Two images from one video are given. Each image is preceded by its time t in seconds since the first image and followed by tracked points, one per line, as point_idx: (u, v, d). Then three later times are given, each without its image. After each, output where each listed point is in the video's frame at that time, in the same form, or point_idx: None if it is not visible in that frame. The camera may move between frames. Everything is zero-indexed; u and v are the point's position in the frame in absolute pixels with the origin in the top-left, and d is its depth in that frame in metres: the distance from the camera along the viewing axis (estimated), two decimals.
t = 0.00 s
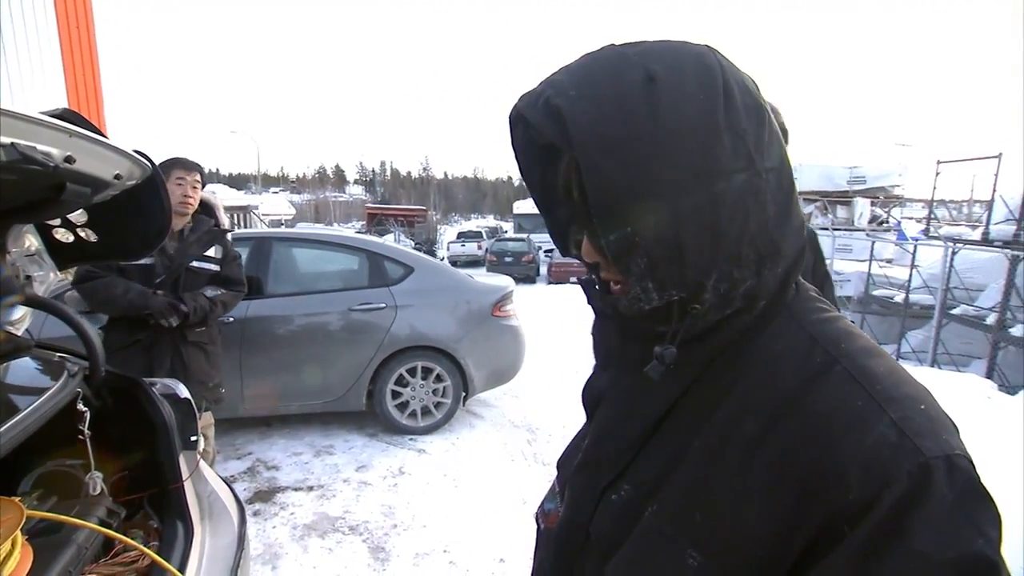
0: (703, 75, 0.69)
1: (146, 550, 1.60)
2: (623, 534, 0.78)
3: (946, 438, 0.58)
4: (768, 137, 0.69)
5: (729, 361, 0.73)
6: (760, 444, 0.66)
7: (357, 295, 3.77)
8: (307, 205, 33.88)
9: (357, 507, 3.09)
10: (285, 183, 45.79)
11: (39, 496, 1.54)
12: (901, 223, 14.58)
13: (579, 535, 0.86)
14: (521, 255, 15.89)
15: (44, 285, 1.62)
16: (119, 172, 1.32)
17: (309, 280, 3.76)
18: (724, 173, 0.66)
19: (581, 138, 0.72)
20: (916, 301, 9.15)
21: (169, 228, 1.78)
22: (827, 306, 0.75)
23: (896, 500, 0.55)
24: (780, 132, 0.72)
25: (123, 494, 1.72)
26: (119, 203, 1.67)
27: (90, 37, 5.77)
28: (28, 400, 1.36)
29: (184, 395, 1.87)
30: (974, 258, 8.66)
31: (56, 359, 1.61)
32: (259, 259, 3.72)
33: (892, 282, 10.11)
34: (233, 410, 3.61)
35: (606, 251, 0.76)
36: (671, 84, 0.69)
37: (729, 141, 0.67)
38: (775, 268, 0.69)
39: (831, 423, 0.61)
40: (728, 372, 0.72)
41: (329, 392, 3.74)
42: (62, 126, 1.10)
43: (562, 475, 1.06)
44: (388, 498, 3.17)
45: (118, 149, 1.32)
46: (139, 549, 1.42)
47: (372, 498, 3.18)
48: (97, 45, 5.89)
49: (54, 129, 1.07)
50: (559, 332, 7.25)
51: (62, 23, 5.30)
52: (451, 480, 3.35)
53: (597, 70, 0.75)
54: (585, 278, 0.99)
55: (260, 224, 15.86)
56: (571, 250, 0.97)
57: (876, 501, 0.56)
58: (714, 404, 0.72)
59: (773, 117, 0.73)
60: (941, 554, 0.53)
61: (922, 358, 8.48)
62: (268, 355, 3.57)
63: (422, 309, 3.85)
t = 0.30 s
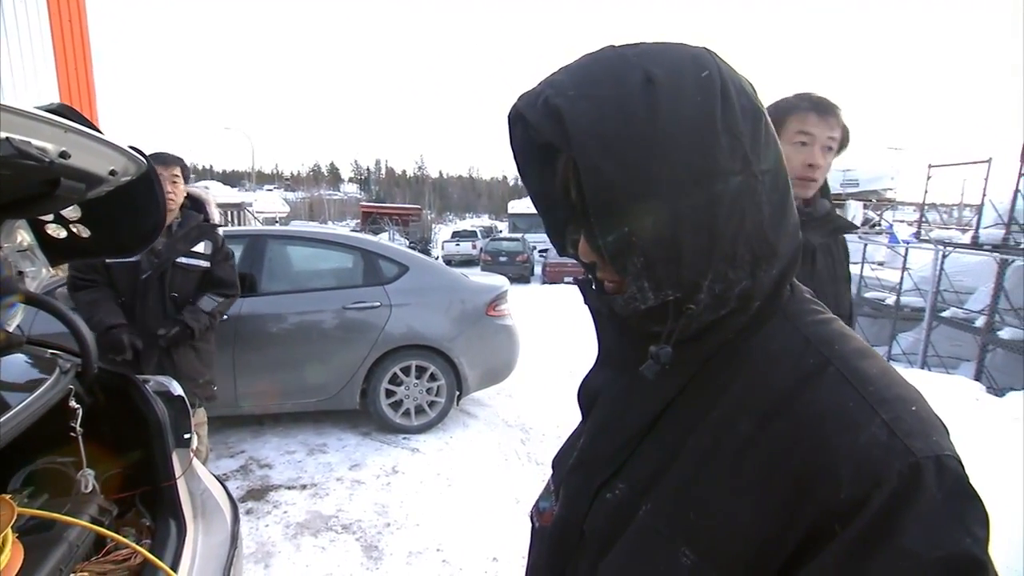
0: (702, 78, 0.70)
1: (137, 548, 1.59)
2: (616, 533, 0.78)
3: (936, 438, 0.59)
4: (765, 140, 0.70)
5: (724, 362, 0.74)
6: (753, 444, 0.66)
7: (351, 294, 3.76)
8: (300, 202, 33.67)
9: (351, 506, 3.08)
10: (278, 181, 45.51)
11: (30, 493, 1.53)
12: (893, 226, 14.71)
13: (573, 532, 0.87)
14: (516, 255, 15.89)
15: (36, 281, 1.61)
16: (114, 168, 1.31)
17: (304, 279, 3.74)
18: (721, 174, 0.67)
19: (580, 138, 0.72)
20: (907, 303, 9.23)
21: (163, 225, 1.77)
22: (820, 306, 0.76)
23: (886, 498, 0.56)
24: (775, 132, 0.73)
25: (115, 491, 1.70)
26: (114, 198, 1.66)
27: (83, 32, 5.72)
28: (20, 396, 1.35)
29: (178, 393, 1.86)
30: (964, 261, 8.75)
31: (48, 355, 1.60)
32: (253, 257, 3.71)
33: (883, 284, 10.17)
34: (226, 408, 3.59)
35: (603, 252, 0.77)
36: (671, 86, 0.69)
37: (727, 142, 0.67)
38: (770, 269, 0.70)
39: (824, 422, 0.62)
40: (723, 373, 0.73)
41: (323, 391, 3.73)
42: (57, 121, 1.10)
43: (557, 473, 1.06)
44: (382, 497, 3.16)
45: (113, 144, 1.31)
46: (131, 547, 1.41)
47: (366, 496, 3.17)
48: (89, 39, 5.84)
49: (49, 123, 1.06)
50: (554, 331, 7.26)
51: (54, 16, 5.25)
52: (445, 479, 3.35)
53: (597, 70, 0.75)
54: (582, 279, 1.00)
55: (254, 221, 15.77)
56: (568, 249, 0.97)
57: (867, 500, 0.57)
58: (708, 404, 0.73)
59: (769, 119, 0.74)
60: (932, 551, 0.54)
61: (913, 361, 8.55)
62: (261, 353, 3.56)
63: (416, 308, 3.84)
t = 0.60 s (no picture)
0: (738, 69, 0.70)
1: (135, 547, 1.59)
2: (622, 531, 0.79)
3: (947, 434, 0.59)
4: (790, 138, 0.71)
5: (732, 359, 0.73)
6: (764, 442, 0.66)
7: (349, 292, 3.75)
8: (298, 201, 33.58)
9: (349, 505, 3.08)
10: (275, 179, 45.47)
11: (28, 492, 1.52)
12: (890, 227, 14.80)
13: (576, 530, 0.87)
14: (514, 254, 15.87)
15: (32, 280, 1.61)
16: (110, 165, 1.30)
17: (302, 277, 3.73)
18: (754, 167, 0.67)
19: (618, 118, 0.71)
20: (904, 302, 9.25)
21: (160, 224, 1.75)
22: (824, 304, 0.75)
23: (903, 495, 0.56)
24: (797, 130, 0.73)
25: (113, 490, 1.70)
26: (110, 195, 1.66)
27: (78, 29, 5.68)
28: (16, 395, 1.34)
29: (176, 391, 1.86)
30: (960, 260, 8.83)
31: (44, 354, 1.59)
32: (251, 256, 3.69)
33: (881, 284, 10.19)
34: (224, 406, 3.58)
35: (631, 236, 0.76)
36: (711, 73, 0.69)
37: (760, 134, 0.68)
38: (784, 265, 0.70)
39: (837, 419, 0.62)
40: (732, 370, 0.73)
41: (321, 390, 3.72)
42: (53, 118, 1.09)
43: (554, 472, 1.06)
44: (380, 496, 3.16)
45: (110, 141, 1.30)
46: (129, 546, 1.41)
47: (364, 495, 3.17)
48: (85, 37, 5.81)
49: (44, 120, 1.06)
50: (553, 330, 7.26)
51: (49, 12, 5.22)
52: (443, 478, 3.36)
53: (637, 52, 0.74)
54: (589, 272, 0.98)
55: (250, 220, 15.72)
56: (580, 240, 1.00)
57: (884, 497, 0.57)
58: (718, 402, 0.72)
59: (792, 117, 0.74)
60: (949, 547, 0.54)
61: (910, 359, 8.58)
62: (259, 352, 3.55)
63: (413, 306, 3.84)
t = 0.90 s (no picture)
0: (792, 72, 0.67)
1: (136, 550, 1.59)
2: (649, 547, 0.70)
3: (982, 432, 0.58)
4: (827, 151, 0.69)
5: (767, 362, 0.67)
6: (804, 447, 0.62)
7: (351, 294, 3.75)
8: (299, 203, 33.70)
9: (350, 507, 3.08)
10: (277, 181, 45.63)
11: (30, 494, 1.52)
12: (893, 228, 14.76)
13: (592, 551, 0.77)
14: (515, 255, 15.90)
15: (35, 282, 1.61)
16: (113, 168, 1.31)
17: (303, 279, 3.74)
18: (808, 170, 0.64)
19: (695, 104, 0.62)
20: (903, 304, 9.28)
21: (161, 227, 1.75)
22: (839, 306, 0.72)
23: (957, 495, 0.53)
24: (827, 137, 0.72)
25: (114, 492, 1.70)
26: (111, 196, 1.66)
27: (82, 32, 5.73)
28: (17, 397, 1.34)
29: (177, 393, 1.85)
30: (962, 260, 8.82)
31: (47, 355, 1.59)
32: (252, 259, 3.69)
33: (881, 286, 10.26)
34: (224, 408, 3.58)
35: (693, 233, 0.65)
36: (777, 70, 0.64)
37: (817, 138, 0.64)
38: (814, 268, 0.67)
39: (882, 421, 0.59)
40: (765, 372, 0.67)
41: (323, 391, 3.73)
42: (56, 120, 1.10)
43: (552, 486, 0.94)
44: (381, 498, 3.16)
45: (112, 144, 1.31)
46: (131, 549, 1.41)
47: (365, 497, 3.16)
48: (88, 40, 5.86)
49: (46, 123, 1.06)
50: (554, 331, 7.28)
51: (53, 15, 5.26)
52: (444, 480, 3.35)
53: (699, 41, 0.68)
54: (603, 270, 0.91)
55: (252, 221, 15.82)
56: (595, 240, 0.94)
57: (938, 498, 0.54)
58: (750, 405, 0.67)
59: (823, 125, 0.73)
60: (1005, 545, 0.52)
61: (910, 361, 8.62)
62: (261, 354, 3.55)
63: (414, 308, 3.84)
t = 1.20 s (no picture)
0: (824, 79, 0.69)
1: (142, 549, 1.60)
2: (671, 549, 0.69)
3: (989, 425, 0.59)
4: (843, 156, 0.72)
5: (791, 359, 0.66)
6: (824, 446, 0.61)
7: (354, 295, 3.76)
8: (302, 205, 33.75)
9: (353, 508, 3.08)
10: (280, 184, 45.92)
11: (36, 494, 1.53)
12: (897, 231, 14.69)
13: (608, 557, 0.74)
14: (517, 257, 15.88)
15: (43, 283, 1.62)
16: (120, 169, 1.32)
17: (307, 281, 3.75)
18: (839, 172, 0.66)
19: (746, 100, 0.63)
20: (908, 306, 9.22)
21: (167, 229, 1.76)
22: (847, 305, 0.71)
23: (976, 488, 0.54)
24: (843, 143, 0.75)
25: (122, 491, 1.72)
26: (117, 198, 1.67)
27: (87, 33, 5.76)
28: (24, 397, 1.35)
29: (182, 394, 1.86)
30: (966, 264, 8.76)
31: (53, 355, 1.61)
32: (255, 261, 3.70)
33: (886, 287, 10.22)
34: (228, 409, 3.59)
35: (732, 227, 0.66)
36: (815, 76, 0.66)
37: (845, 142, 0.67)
38: (826, 264, 0.68)
39: (902, 417, 0.58)
40: (781, 369, 0.66)
41: (326, 392, 3.73)
42: (65, 123, 1.11)
43: (562, 491, 0.92)
44: (384, 499, 3.16)
45: (119, 145, 1.32)
46: (137, 548, 1.42)
47: (368, 498, 3.17)
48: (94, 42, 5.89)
49: (57, 125, 1.07)
50: (556, 334, 7.27)
51: (58, 18, 5.29)
52: (447, 481, 3.36)
53: (744, 41, 0.69)
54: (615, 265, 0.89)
55: (255, 223, 15.86)
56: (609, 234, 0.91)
57: (959, 490, 0.55)
58: (769, 403, 0.66)
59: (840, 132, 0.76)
60: (1018, 536, 0.54)
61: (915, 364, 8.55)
62: (265, 355, 3.57)
63: (417, 308, 3.85)
